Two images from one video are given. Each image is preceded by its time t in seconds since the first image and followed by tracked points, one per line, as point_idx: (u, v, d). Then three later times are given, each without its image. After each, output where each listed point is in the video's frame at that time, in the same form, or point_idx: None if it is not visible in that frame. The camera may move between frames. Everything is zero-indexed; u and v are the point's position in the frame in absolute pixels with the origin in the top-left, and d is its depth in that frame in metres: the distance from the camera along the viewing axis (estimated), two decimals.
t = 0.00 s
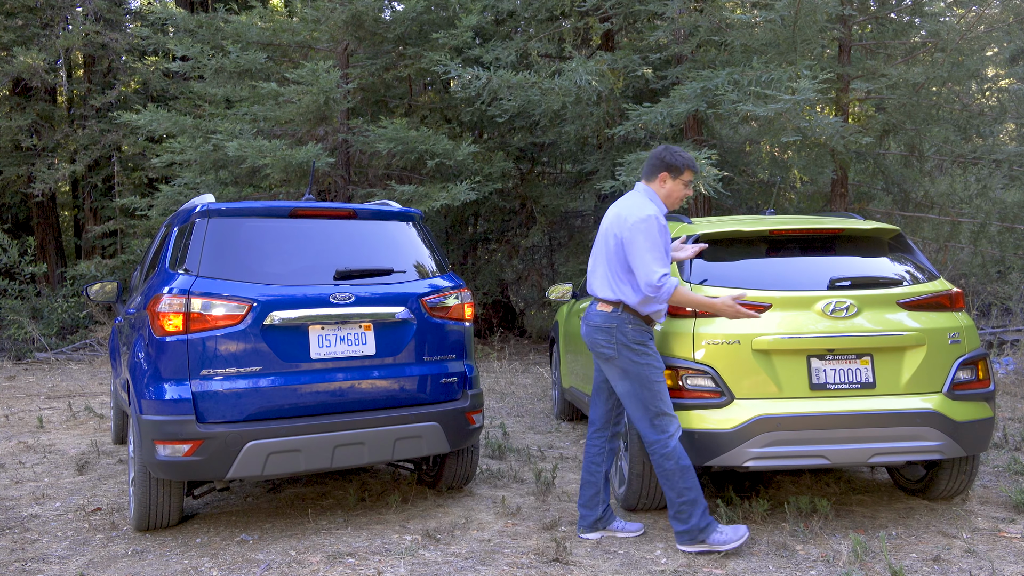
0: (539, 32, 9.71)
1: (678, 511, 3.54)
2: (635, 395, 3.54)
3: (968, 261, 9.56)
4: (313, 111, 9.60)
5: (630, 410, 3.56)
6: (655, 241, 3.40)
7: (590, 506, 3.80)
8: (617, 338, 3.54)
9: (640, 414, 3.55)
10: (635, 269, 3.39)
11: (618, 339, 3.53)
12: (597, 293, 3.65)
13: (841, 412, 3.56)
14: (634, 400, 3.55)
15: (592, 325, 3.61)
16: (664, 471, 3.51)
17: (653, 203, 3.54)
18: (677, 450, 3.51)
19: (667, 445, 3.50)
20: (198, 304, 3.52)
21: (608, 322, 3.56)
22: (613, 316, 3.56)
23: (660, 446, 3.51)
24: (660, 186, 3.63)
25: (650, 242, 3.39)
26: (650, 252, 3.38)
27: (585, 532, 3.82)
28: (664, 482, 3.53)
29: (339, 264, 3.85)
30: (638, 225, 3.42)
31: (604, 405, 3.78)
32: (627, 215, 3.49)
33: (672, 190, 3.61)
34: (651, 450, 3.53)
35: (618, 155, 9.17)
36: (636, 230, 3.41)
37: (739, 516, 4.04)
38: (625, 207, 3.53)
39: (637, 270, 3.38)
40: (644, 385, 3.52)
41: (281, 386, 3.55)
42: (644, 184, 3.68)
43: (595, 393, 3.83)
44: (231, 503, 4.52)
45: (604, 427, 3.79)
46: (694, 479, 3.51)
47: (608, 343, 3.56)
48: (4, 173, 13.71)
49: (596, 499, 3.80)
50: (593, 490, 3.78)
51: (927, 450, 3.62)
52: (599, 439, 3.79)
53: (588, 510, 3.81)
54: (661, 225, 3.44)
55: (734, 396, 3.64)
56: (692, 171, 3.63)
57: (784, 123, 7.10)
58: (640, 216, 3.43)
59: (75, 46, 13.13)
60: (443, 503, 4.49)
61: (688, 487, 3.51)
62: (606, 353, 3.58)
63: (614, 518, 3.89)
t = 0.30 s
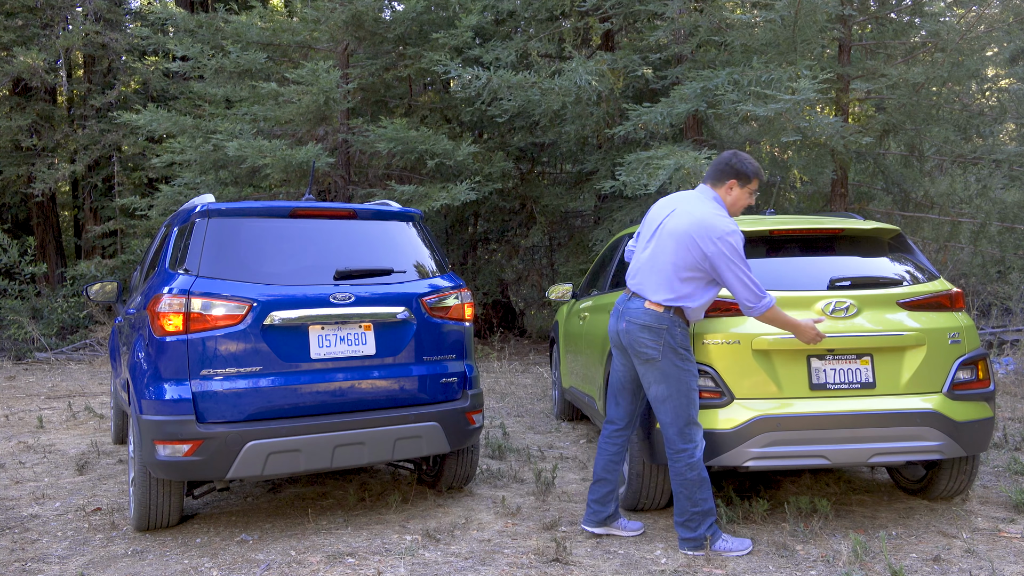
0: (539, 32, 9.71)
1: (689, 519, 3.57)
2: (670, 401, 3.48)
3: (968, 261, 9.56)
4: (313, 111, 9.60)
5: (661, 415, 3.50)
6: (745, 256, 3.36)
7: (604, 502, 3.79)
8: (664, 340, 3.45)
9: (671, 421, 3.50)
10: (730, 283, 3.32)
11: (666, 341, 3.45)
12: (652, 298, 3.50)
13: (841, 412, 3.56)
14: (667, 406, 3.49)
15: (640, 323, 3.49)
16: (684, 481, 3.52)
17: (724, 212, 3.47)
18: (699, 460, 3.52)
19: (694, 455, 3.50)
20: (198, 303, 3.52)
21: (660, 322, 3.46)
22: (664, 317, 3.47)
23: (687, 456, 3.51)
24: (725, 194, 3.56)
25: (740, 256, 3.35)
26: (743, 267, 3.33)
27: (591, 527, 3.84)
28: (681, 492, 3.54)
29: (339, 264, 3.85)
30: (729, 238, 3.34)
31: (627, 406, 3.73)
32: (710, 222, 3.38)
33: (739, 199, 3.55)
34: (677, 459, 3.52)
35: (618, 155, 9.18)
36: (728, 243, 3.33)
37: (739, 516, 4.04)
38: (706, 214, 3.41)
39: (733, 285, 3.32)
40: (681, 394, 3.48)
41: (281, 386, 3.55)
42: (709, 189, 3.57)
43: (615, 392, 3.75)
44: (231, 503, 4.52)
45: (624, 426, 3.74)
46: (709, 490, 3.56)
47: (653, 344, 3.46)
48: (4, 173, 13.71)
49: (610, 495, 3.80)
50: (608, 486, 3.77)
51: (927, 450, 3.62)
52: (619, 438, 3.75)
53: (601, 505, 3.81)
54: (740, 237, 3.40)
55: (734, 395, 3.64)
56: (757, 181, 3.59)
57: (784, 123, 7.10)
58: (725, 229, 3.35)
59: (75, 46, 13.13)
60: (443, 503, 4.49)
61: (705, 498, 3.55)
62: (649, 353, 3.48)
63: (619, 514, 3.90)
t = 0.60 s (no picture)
0: (539, 32, 9.70)
1: (692, 519, 3.57)
2: (686, 401, 3.47)
3: (968, 261, 9.56)
4: (313, 111, 9.60)
5: (676, 415, 3.48)
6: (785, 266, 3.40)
7: (617, 497, 3.78)
8: (689, 340, 3.45)
9: (685, 422, 3.48)
10: (771, 289, 3.34)
11: (691, 342, 3.45)
12: (687, 297, 3.46)
13: (841, 412, 3.56)
14: (683, 406, 3.47)
15: (668, 321, 3.46)
16: (692, 481, 3.52)
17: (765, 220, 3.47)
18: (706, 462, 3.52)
19: (703, 457, 3.50)
20: (198, 303, 3.52)
21: (688, 323, 3.44)
22: (692, 317, 3.46)
23: (697, 457, 3.50)
24: (768, 202, 3.54)
25: (781, 267, 3.38)
26: (782, 275, 3.37)
27: (597, 517, 3.81)
28: (687, 492, 3.54)
29: (340, 264, 3.85)
30: (776, 247, 3.36)
31: (639, 401, 3.73)
32: (759, 229, 3.38)
33: (781, 209, 3.53)
34: (687, 459, 3.51)
35: (618, 155, 9.18)
36: (774, 253, 3.35)
37: (739, 516, 4.04)
38: (755, 221, 3.40)
39: (773, 292, 3.34)
40: (697, 396, 3.47)
41: (281, 386, 3.55)
42: (752, 194, 3.55)
43: (627, 387, 3.74)
44: (231, 503, 4.52)
45: (635, 422, 3.75)
46: (713, 491, 3.59)
47: (678, 343, 3.45)
48: (4, 173, 13.70)
49: (623, 491, 3.79)
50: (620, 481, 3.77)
51: (927, 450, 3.62)
52: (631, 433, 3.75)
53: (613, 500, 3.79)
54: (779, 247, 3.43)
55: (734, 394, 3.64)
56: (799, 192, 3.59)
57: (784, 123, 7.10)
58: (771, 239, 3.36)
59: (75, 46, 13.13)
60: (443, 503, 4.49)
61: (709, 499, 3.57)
62: (671, 352, 3.46)
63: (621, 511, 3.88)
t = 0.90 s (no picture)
0: (539, 32, 9.70)
1: (694, 520, 3.57)
2: (693, 403, 3.47)
3: (968, 261, 9.56)
4: (313, 111, 9.61)
5: (683, 416, 3.48)
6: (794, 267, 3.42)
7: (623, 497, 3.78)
8: (699, 341, 3.44)
9: (692, 423, 3.48)
10: (779, 291, 3.36)
11: (700, 342, 3.44)
12: (697, 297, 3.46)
13: (841, 412, 3.56)
14: (690, 407, 3.47)
15: (677, 321, 3.45)
16: (696, 483, 3.52)
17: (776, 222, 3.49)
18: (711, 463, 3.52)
19: (709, 459, 3.50)
20: (198, 304, 3.52)
21: (698, 323, 3.43)
22: (701, 318, 3.45)
23: (702, 459, 3.50)
24: (777, 203, 3.57)
25: (790, 269, 3.40)
26: (791, 278, 3.39)
27: (602, 517, 3.82)
28: (691, 493, 3.54)
29: (340, 264, 3.85)
30: (786, 249, 3.38)
31: (644, 402, 3.73)
32: (771, 229, 3.40)
33: (790, 211, 3.56)
34: (692, 460, 3.51)
35: (618, 155, 9.18)
36: (784, 254, 3.38)
37: (739, 516, 4.04)
38: (765, 223, 3.42)
39: (782, 294, 3.36)
40: (705, 397, 3.47)
41: (281, 386, 3.55)
42: (762, 195, 3.56)
43: (633, 387, 3.75)
44: (231, 503, 4.52)
45: (641, 423, 3.74)
46: (716, 493, 3.58)
47: (688, 343, 3.44)
48: (4, 173, 13.70)
49: (630, 492, 3.78)
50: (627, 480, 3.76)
51: (927, 450, 3.62)
52: (636, 434, 3.74)
53: (620, 501, 3.78)
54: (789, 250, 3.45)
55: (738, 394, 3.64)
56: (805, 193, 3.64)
57: (784, 123, 7.10)
58: (782, 241, 3.38)
59: (75, 46, 13.13)
60: (443, 503, 4.49)
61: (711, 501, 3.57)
62: (681, 352, 3.45)
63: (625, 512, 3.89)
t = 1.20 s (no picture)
0: (539, 32, 9.70)
1: (694, 519, 3.57)
2: (694, 403, 3.47)
3: (968, 261, 9.55)
4: (313, 111, 9.61)
5: (684, 416, 3.48)
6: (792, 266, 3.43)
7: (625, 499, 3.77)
8: (699, 341, 3.44)
9: (693, 423, 3.48)
10: (779, 290, 3.36)
11: (700, 342, 3.45)
12: (697, 297, 3.45)
13: (842, 413, 3.56)
14: (691, 407, 3.47)
15: (678, 322, 3.44)
16: (698, 482, 3.52)
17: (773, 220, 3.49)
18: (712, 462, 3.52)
19: (711, 458, 3.51)
20: (198, 304, 3.52)
21: (697, 323, 3.43)
22: (701, 318, 3.45)
23: (705, 458, 3.50)
24: (773, 201, 3.57)
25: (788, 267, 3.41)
26: (791, 276, 3.39)
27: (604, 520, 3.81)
28: (693, 492, 3.54)
29: (340, 264, 3.86)
30: (784, 248, 3.39)
31: (643, 403, 3.73)
32: (769, 229, 3.40)
33: (784, 209, 3.57)
34: (694, 460, 3.51)
35: (618, 154, 9.17)
36: (782, 253, 3.38)
37: (739, 516, 4.04)
38: (764, 222, 3.42)
39: (782, 293, 3.36)
40: (706, 398, 3.47)
41: (281, 386, 3.55)
42: (758, 194, 3.56)
43: (632, 389, 3.74)
44: (231, 503, 4.52)
45: (640, 424, 3.74)
46: (717, 492, 3.59)
47: (688, 344, 3.44)
48: (4, 173, 13.70)
49: (632, 493, 3.78)
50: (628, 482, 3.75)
51: (927, 450, 3.62)
52: (638, 436, 3.74)
53: (622, 503, 3.77)
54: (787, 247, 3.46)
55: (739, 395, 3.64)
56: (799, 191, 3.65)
57: (784, 123, 7.11)
58: (781, 240, 3.38)
59: (75, 46, 13.12)
60: (443, 503, 4.49)
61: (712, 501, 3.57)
62: (681, 353, 3.45)
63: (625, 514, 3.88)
